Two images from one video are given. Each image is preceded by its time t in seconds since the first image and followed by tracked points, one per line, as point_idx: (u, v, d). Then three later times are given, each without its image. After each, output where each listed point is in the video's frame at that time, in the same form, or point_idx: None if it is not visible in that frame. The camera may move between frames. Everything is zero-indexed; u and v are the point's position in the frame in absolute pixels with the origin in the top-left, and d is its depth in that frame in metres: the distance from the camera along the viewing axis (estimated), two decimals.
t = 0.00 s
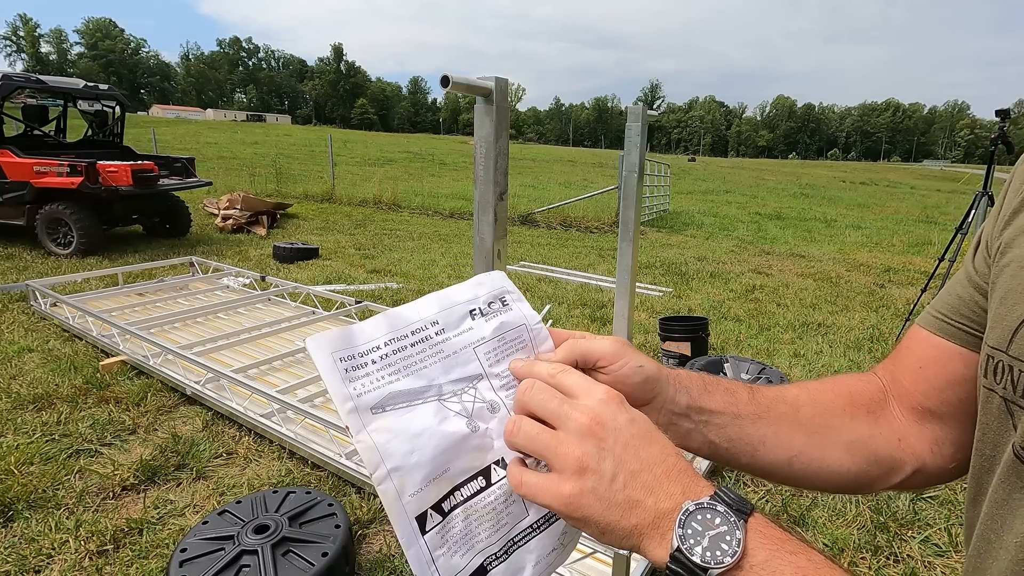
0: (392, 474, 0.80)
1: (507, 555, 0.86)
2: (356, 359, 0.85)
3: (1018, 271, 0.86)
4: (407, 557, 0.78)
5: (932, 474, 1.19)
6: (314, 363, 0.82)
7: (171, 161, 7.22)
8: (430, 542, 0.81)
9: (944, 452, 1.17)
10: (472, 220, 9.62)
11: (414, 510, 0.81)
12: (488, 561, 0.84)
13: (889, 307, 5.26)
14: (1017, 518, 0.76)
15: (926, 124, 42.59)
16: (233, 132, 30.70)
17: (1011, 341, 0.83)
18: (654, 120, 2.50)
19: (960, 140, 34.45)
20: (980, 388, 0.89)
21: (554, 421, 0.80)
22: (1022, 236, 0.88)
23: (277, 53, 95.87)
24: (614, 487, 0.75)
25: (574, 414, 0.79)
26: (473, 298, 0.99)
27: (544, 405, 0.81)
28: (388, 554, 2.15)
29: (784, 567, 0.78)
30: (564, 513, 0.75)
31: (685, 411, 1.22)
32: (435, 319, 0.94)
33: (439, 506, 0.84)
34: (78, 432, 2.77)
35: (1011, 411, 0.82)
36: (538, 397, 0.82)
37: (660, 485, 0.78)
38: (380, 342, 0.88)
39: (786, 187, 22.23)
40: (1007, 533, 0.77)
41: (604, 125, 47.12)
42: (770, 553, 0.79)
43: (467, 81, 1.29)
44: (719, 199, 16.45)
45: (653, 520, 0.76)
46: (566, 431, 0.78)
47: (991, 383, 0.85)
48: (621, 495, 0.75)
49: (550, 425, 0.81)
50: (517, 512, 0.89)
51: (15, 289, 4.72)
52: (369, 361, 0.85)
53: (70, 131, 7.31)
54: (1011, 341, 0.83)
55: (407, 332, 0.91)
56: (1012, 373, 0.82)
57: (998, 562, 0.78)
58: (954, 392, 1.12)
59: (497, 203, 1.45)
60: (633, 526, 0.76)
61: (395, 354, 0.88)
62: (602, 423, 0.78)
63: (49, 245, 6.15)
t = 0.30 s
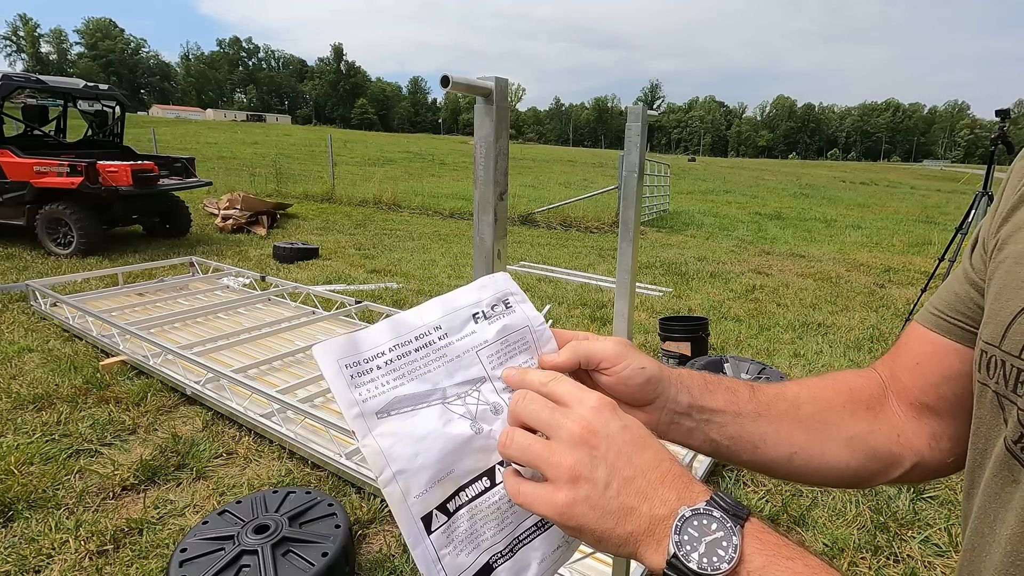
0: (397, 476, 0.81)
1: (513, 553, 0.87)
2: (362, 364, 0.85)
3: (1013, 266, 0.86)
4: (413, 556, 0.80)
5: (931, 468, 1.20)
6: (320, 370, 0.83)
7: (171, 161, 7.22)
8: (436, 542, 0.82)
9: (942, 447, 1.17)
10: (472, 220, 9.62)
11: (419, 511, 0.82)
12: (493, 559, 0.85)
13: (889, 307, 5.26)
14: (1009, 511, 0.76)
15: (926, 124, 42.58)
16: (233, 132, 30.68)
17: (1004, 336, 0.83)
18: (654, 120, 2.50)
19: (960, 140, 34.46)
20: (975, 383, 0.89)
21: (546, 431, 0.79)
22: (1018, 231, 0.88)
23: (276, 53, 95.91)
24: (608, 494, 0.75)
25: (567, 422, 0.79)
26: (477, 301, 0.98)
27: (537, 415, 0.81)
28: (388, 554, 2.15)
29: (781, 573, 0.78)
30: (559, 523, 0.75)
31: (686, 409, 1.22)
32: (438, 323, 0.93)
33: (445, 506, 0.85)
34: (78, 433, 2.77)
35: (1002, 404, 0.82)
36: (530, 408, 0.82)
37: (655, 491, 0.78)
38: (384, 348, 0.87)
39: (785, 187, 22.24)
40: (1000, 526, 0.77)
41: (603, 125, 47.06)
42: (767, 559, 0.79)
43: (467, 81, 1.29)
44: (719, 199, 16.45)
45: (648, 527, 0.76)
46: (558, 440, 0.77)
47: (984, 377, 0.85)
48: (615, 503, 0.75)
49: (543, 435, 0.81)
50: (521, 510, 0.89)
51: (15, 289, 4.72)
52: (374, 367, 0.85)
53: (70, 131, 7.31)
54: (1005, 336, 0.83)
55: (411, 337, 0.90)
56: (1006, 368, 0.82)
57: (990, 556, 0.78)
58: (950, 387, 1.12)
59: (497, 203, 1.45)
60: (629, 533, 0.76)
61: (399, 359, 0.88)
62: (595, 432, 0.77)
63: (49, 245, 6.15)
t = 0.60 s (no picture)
0: (396, 478, 0.81)
1: (512, 556, 0.87)
2: (360, 365, 0.85)
3: (1015, 267, 0.86)
4: (411, 559, 0.80)
5: (931, 469, 1.20)
6: (318, 369, 0.83)
7: (171, 161, 7.22)
8: (435, 544, 0.82)
9: (943, 448, 1.17)
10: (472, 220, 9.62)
11: (418, 513, 0.82)
12: (492, 562, 0.85)
13: (889, 307, 5.26)
14: (1012, 512, 0.76)
15: (926, 124, 42.57)
16: (233, 132, 30.68)
17: (1006, 337, 0.83)
18: (654, 120, 2.50)
19: (960, 139, 34.46)
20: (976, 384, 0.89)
21: (547, 431, 0.79)
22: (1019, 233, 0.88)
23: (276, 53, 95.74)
24: (610, 496, 0.75)
25: (568, 423, 0.79)
26: (477, 301, 0.97)
27: (538, 415, 0.81)
28: (388, 554, 2.15)
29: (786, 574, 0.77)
30: (561, 525, 0.75)
31: (688, 411, 1.22)
32: (438, 323, 0.92)
33: (443, 508, 0.85)
34: (78, 433, 2.77)
35: (1004, 405, 0.82)
36: (531, 410, 0.82)
37: (658, 492, 0.78)
38: (383, 348, 0.87)
39: (785, 187, 22.23)
40: (1002, 527, 0.77)
41: (603, 125, 47.04)
42: (772, 559, 0.79)
43: (467, 81, 1.29)
44: (719, 199, 16.45)
45: (651, 528, 0.76)
46: (559, 441, 0.77)
47: (987, 378, 0.85)
48: (618, 504, 0.75)
49: (544, 436, 0.81)
50: (520, 513, 0.89)
51: (15, 289, 4.72)
52: (373, 367, 0.85)
53: (70, 130, 7.31)
54: (1006, 337, 0.83)
55: (410, 337, 0.90)
56: (1008, 369, 0.82)
57: (993, 556, 0.78)
58: (951, 389, 1.12)
59: (497, 203, 1.45)
60: (632, 534, 0.76)
61: (398, 359, 0.88)
62: (596, 432, 0.77)
63: (49, 245, 6.15)
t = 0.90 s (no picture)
0: (396, 490, 0.82)
1: (512, 564, 0.87)
2: (359, 377, 0.86)
3: (1011, 263, 0.86)
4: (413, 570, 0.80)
5: (930, 464, 1.20)
6: (318, 384, 0.84)
7: (171, 161, 7.22)
8: (436, 555, 0.82)
9: (941, 443, 1.17)
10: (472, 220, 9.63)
11: (418, 524, 0.82)
12: (493, 570, 0.85)
13: (889, 307, 5.27)
14: (1008, 507, 0.76)
15: (926, 124, 42.57)
16: (233, 132, 30.67)
17: (1004, 333, 0.83)
18: (654, 120, 2.51)
19: (960, 139, 34.48)
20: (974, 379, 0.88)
21: (546, 441, 0.79)
22: (1016, 228, 0.88)
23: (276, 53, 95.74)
24: (610, 504, 0.75)
25: (566, 432, 0.79)
26: (476, 309, 0.98)
27: (538, 426, 0.81)
28: (388, 553, 2.15)
29: None
30: (561, 534, 0.75)
31: (689, 414, 1.22)
32: (437, 333, 0.93)
33: (444, 518, 0.85)
34: (78, 433, 2.77)
35: (1001, 400, 0.82)
36: (529, 420, 0.82)
37: (657, 498, 0.78)
38: (383, 360, 0.88)
39: (785, 187, 22.23)
40: (998, 521, 0.77)
41: (603, 125, 47.00)
42: (771, 565, 0.79)
43: (467, 81, 1.29)
44: (719, 199, 16.45)
45: (651, 535, 0.76)
46: (558, 451, 0.78)
47: (984, 373, 0.85)
48: (617, 511, 0.75)
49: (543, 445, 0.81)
50: (521, 521, 0.89)
51: (16, 289, 4.72)
52: (372, 380, 0.86)
53: (71, 130, 7.32)
54: (1005, 332, 0.83)
55: (409, 348, 0.90)
56: (1005, 364, 0.82)
57: (990, 552, 0.78)
58: (949, 382, 1.13)
59: (497, 203, 1.46)
60: (632, 542, 0.76)
61: (397, 371, 0.88)
62: (594, 440, 0.78)
63: (49, 245, 6.15)
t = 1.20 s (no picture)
0: (388, 496, 0.82)
1: (505, 568, 0.86)
2: (353, 386, 0.85)
3: (1007, 266, 0.86)
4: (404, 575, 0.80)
5: (927, 468, 1.20)
6: (312, 393, 0.84)
7: (171, 161, 7.22)
8: (428, 559, 0.82)
9: (938, 447, 1.17)
10: (472, 220, 9.62)
11: (410, 529, 0.82)
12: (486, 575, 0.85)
13: (889, 307, 5.27)
14: (1005, 509, 0.76)
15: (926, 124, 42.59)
16: (232, 132, 30.66)
17: (999, 335, 0.83)
18: (654, 120, 2.51)
19: (960, 140, 34.49)
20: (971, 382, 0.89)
21: (537, 445, 0.79)
22: (1011, 231, 0.88)
23: (276, 52, 95.67)
24: (600, 505, 0.75)
25: (557, 435, 0.79)
26: (471, 314, 0.98)
27: (529, 430, 0.81)
28: (388, 554, 2.15)
29: None
30: (553, 536, 0.75)
31: (685, 417, 1.22)
32: (430, 340, 0.93)
33: (436, 523, 0.85)
34: (78, 433, 2.77)
35: (997, 403, 0.82)
36: (520, 424, 0.82)
37: (649, 498, 0.78)
38: (376, 367, 0.88)
39: (785, 187, 22.25)
40: (995, 524, 0.77)
41: (603, 125, 46.98)
42: (763, 563, 0.79)
43: (467, 81, 1.29)
44: (719, 199, 16.46)
45: (643, 535, 0.76)
46: (549, 454, 0.78)
47: (980, 376, 0.85)
48: (608, 512, 0.75)
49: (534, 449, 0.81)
50: (514, 525, 0.89)
51: (16, 289, 4.72)
52: (365, 388, 0.86)
53: (71, 130, 7.31)
54: (999, 335, 0.83)
55: (403, 355, 0.90)
56: (1000, 367, 0.82)
57: (988, 553, 0.78)
58: (945, 387, 1.13)
59: (497, 203, 1.46)
60: (624, 542, 0.76)
61: (390, 378, 0.88)
62: (584, 442, 0.77)
63: (49, 245, 6.15)
